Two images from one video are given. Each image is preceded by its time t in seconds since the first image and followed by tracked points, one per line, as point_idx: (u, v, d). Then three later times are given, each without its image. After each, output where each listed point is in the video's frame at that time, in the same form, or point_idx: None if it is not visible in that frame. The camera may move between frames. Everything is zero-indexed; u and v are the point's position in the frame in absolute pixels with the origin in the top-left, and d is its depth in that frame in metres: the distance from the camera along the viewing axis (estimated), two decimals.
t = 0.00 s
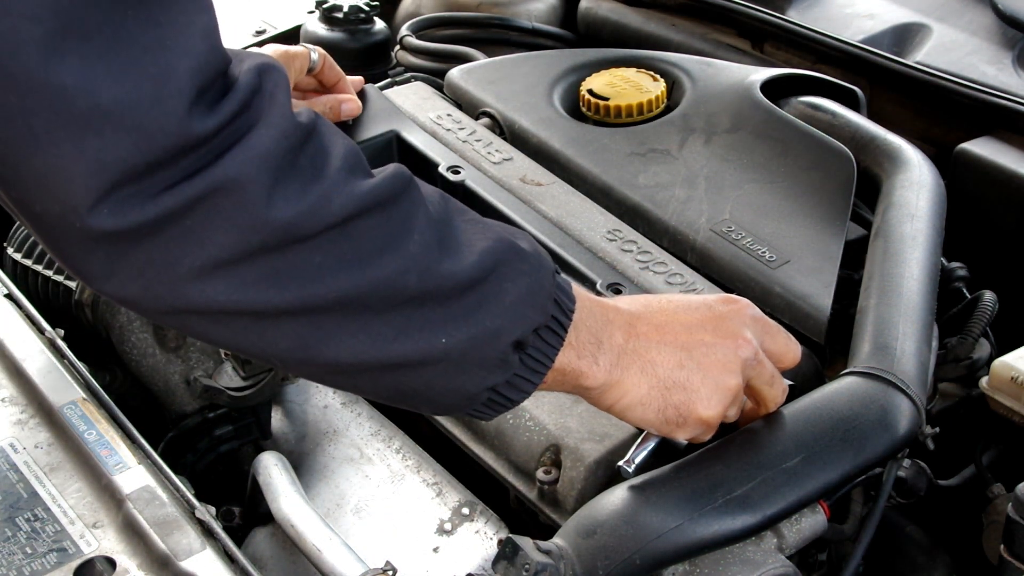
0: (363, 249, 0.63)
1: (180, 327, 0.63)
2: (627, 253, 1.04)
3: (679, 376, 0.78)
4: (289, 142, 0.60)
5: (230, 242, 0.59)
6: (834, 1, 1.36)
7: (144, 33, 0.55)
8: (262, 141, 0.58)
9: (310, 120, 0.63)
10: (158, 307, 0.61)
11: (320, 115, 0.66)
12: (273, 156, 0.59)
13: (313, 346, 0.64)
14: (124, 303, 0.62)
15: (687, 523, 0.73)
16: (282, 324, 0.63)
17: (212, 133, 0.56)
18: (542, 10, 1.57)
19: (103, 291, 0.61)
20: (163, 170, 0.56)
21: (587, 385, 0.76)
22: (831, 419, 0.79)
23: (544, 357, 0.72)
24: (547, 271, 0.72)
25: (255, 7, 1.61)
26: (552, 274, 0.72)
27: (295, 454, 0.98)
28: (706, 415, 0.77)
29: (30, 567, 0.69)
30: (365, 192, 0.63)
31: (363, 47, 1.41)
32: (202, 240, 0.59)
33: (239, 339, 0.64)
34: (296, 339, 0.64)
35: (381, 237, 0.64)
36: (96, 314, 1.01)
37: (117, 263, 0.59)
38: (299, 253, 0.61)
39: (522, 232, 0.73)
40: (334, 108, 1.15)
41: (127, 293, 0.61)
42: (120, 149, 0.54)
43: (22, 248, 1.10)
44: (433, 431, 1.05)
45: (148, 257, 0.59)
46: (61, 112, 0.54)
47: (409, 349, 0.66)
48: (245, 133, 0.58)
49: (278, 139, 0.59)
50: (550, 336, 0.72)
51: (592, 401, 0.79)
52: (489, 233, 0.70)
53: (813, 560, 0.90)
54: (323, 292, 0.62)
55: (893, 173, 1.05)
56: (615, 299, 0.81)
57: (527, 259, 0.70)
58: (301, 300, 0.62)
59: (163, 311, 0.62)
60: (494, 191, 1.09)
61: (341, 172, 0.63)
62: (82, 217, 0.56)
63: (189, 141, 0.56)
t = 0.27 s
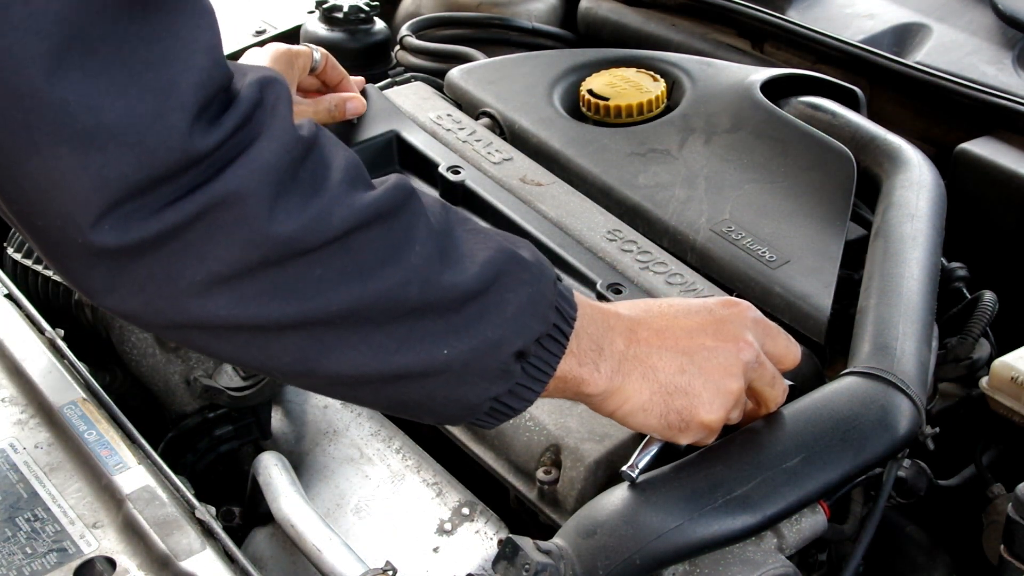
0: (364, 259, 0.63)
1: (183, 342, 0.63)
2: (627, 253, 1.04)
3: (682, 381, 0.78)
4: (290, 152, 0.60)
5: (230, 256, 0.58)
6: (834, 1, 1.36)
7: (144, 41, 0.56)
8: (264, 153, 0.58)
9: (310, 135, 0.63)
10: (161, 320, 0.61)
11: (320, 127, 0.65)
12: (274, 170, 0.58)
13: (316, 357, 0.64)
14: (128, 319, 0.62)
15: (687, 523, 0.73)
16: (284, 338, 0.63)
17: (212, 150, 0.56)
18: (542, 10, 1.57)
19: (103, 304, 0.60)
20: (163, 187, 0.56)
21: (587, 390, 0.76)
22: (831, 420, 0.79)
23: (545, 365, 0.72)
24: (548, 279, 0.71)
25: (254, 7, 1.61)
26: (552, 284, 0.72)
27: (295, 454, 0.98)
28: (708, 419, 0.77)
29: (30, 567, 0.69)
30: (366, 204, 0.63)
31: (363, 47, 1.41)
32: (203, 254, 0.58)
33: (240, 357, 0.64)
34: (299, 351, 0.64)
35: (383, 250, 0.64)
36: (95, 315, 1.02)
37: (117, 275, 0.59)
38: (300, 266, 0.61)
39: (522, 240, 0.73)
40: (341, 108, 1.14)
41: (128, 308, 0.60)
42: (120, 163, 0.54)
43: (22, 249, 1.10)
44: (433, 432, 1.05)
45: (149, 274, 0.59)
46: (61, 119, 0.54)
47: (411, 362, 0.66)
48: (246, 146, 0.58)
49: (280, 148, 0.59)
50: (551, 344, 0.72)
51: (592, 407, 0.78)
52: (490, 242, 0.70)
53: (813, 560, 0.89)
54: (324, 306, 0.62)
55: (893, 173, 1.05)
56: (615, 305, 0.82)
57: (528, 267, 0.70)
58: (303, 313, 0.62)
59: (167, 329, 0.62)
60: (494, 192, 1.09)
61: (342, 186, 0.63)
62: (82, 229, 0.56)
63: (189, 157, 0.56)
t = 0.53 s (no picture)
0: (369, 250, 0.63)
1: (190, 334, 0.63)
2: (627, 253, 1.04)
3: (685, 376, 0.78)
4: (295, 150, 0.60)
5: (236, 249, 0.59)
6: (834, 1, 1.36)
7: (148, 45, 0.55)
8: (269, 147, 0.58)
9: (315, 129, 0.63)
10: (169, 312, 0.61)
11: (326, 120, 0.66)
12: (280, 164, 0.58)
13: (322, 346, 0.64)
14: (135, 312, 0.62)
15: (687, 524, 0.73)
16: (291, 331, 0.64)
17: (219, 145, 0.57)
18: (542, 10, 1.57)
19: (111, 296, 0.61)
20: (171, 181, 0.57)
21: (590, 382, 0.76)
22: (831, 419, 0.79)
23: (551, 356, 0.71)
24: (553, 271, 0.71)
25: (254, 7, 1.61)
26: (557, 275, 0.72)
27: (295, 454, 0.98)
28: (709, 414, 0.77)
29: (30, 567, 0.69)
30: (371, 197, 0.63)
31: (363, 47, 1.41)
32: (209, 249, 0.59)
33: (245, 348, 0.64)
34: (305, 343, 0.64)
35: (388, 243, 0.64)
36: (96, 315, 1.01)
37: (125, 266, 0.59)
38: (306, 257, 0.61)
39: (529, 233, 0.73)
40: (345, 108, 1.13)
41: (132, 300, 0.61)
42: (126, 161, 0.55)
43: (23, 248, 1.10)
44: (433, 431, 1.05)
45: (157, 268, 0.59)
46: (64, 117, 0.53)
47: (416, 353, 0.66)
48: (251, 140, 0.59)
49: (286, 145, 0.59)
50: (556, 335, 0.71)
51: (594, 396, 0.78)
52: (495, 234, 0.70)
53: (814, 560, 0.89)
54: (329, 297, 0.62)
55: (893, 173, 1.05)
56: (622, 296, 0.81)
57: (533, 259, 0.70)
58: (308, 304, 0.62)
59: (175, 321, 0.62)
60: (494, 191, 1.09)
61: (347, 178, 0.63)
62: (89, 224, 0.56)
63: (193, 152, 0.56)
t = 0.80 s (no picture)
0: (349, 210, 0.63)
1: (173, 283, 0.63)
2: (627, 253, 1.04)
3: (673, 367, 0.77)
4: (277, 97, 0.60)
5: (218, 189, 0.58)
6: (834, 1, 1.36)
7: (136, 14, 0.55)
8: (251, 90, 0.59)
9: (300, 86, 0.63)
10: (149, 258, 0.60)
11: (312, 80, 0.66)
12: (261, 109, 0.58)
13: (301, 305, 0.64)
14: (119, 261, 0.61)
15: (687, 523, 0.73)
16: (272, 288, 0.63)
17: (202, 81, 0.57)
18: (542, 10, 1.57)
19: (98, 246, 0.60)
20: (156, 117, 0.56)
21: (574, 365, 0.74)
22: (830, 418, 0.79)
23: (533, 335, 0.71)
24: (536, 247, 0.70)
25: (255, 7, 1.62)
26: (540, 250, 0.71)
27: (295, 454, 0.98)
28: (696, 406, 0.76)
29: (29, 567, 0.69)
30: (352, 151, 0.63)
31: (363, 47, 1.41)
32: (190, 188, 0.58)
33: (221, 301, 0.63)
34: (284, 300, 0.64)
35: (368, 202, 0.64)
36: (97, 314, 1.01)
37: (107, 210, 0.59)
38: (286, 208, 0.61)
39: (512, 210, 0.73)
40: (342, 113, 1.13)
41: (115, 246, 0.60)
42: (111, 97, 0.55)
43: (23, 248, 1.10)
44: (433, 431, 1.05)
45: (137, 206, 0.58)
46: (49, 60, 0.54)
47: (394, 318, 0.65)
48: (231, 85, 0.58)
49: (269, 91, 0.59)
50: (539, 315, 0.71)
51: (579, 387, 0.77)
52: (478, 208, 0.70)
53: (813, 560, 0.89)
54: (308, 254, 0.62)
55: (893, 173, 1.05)
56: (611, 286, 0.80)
57: (515, 233, 0.69)
58: (285, 260, 0.61)
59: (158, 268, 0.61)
60: (494, 191, 1.09)
61: (328, 131, 0.63)
62: (71, 163, 0.56)
63: (174, 91, 0.56)
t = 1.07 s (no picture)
0: (222, 204, 0.57)
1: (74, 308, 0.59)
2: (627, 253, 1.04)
3: (591, 289, 0.64)
4: (140, 108, 0.54)
5: (84, 215, 0.54)
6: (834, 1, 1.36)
7: (53, 33, 0.52)
8: (111, 106, 0.54)
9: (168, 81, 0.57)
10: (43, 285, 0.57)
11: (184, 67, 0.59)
12: (121, 123, 0.54)
13: (194, 308, 0.59)
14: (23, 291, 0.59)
15: (687, 523, 0.73)
16: (156, 293, 0.58)
17: (62, 106, 0.52)
18: (542, 10, 1.58)
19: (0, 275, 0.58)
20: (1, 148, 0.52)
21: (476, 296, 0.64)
22: (830, 418, 0.79)
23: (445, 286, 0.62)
24: (433, 200, 0.62)
25: (254, 7, 1.61)
26: (439, 205, 0.62)
27: (294, 454, 0.98)
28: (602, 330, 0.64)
29: (29, 567, 0.69)
30: (224, 143, 0.56)
31: (363, 47, 1.41)
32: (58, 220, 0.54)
33: (120, 315, 0.59)
34: (174, 303, 0.58)
35: (247, 192, 0.57)
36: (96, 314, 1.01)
37: None
38: (158, 217, 0.56)
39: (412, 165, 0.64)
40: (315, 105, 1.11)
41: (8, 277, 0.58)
42: None
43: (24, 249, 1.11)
44: (433, 431, 1.05)
45: (19, 237, 0.55)
46: None
47: (290, 298, 0.59)
48: (97, 97, 0.54)
49: (123, 101, 0.54)
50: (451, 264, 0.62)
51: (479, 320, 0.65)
52: (360, 163, 0.61)
53: (814, 560, 0.89)
54: (188, 258, 0.57)
55: (893, 173, 1.05)
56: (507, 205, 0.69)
57: (406, 187, 0.61)
58: (160, 266, 0.56)
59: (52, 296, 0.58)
60: (493, 191, 1.09)
61: (197, 128, 0.56)
62: None
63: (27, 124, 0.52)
